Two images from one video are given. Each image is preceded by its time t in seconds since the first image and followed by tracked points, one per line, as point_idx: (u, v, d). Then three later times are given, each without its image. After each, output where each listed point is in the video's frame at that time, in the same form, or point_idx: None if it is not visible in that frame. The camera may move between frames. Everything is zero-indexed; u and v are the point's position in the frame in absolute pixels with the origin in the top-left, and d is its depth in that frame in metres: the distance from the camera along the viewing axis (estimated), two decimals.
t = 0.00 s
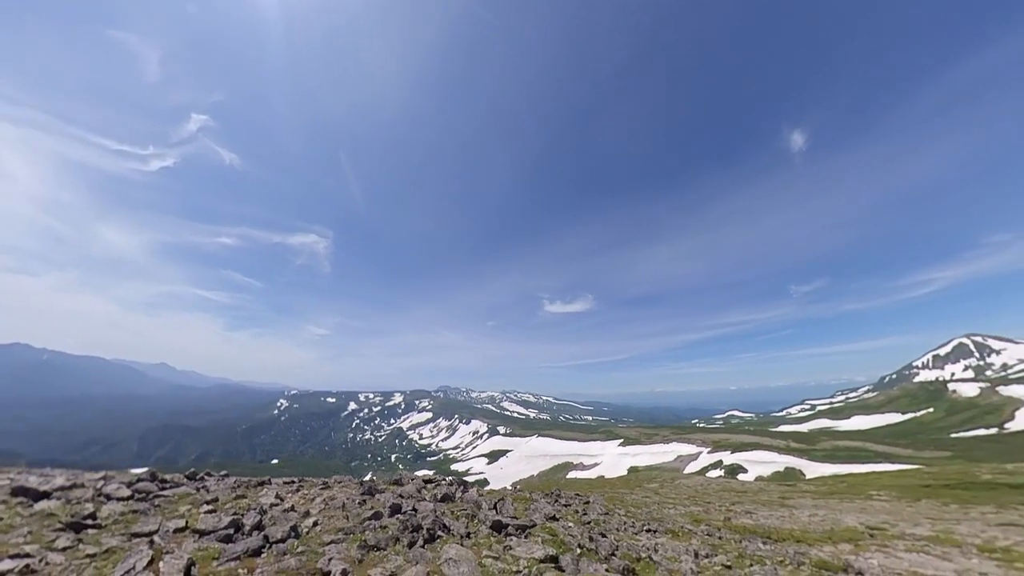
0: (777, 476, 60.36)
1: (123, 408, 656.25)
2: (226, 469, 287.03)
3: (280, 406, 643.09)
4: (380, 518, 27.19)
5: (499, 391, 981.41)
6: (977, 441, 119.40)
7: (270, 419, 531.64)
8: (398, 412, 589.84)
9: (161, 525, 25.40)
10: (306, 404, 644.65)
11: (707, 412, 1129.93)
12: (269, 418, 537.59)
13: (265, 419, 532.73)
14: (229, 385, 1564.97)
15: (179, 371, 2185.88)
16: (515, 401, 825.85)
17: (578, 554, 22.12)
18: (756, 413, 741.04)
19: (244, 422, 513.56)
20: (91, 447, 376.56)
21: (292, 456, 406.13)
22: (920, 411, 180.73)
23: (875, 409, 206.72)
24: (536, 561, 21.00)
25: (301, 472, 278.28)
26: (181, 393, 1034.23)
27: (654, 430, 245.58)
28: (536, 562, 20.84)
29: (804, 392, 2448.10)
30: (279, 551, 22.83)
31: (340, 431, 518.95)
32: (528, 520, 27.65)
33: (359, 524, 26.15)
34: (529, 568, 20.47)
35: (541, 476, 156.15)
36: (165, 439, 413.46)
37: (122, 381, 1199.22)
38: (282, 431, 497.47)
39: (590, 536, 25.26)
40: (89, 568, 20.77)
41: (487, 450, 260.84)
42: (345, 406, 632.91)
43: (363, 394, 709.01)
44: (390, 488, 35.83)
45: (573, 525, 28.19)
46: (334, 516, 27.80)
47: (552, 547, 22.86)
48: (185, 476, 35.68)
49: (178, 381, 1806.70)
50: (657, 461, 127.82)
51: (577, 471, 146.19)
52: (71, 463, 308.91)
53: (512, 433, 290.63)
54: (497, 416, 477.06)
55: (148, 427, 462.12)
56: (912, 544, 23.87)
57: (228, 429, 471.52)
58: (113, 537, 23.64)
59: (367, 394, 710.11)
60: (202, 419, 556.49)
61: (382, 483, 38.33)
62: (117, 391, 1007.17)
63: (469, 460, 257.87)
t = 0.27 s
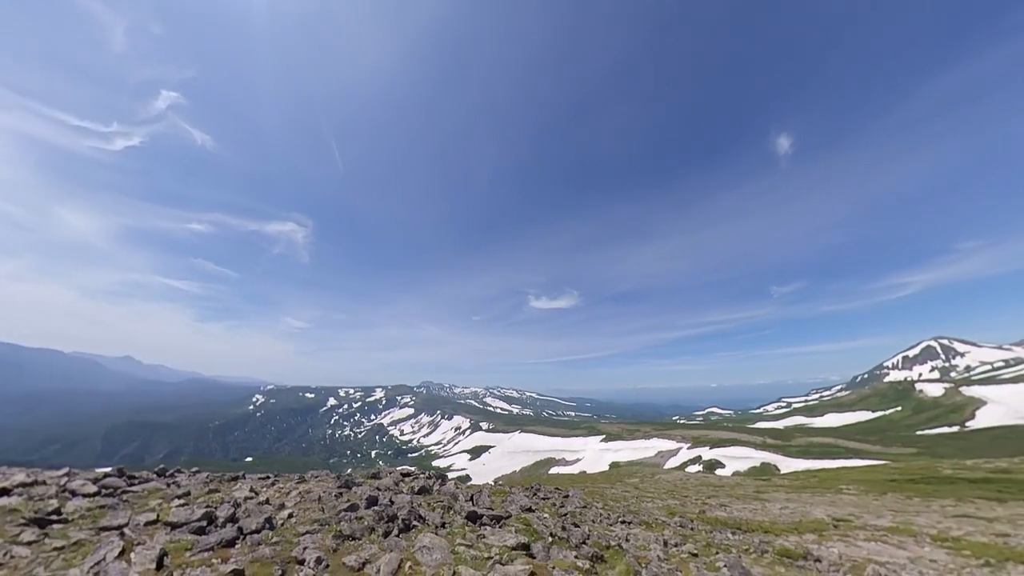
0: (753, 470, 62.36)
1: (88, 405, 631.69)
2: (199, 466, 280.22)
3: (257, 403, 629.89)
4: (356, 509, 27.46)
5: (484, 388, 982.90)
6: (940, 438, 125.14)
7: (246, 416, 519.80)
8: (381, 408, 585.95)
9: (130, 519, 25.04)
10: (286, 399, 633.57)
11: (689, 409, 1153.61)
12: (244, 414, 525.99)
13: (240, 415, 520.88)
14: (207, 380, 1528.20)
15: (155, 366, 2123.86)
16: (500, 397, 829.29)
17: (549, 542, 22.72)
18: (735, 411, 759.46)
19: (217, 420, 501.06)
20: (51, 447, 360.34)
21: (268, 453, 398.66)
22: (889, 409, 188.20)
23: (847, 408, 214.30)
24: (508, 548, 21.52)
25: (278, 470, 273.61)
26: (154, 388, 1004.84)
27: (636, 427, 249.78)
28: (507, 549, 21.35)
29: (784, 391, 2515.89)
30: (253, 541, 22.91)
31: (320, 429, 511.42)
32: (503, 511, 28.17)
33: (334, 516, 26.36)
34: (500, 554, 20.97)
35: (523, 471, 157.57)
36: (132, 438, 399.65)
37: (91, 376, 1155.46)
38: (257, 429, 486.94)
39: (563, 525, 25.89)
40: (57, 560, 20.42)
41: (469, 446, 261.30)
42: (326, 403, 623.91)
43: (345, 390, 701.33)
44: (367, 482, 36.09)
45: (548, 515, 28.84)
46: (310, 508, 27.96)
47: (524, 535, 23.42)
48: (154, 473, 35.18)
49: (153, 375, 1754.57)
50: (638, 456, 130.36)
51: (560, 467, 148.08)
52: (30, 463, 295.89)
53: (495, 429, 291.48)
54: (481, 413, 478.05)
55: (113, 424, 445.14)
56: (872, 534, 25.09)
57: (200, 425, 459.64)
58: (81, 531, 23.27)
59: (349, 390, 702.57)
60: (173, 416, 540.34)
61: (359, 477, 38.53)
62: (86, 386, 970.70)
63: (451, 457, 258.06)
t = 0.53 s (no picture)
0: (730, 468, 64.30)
1: (47, 405, 602.44)
2: (168, 468, 271.31)
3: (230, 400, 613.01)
4: (332, 507, 27.74)
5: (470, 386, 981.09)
6: (908, 437, 130.30)
7: (217, 415, 506.06)
8: (362, 407, 579.43)
9: (101, 520, 24.73)
10: (263, 398, 619.69)
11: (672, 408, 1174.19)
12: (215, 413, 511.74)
13: (212, 414, 506.31)
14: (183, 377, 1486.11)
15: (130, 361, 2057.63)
16: (484, 395, 829.59)
17: (521, 537, 23.35)
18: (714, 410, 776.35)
19: (186, 419, 485.76)
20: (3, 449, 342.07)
21: (240, 453, 389.07)
22: (860, 409, 195.22)
23: (822, 407, 221.11)
24: (480, 543, 22.06)
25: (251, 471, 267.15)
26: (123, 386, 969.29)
27: (618, 425, 253.12)
28: (479, 545, 21.92)
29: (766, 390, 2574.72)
30: (228, 539, 23.05)
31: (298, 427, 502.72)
32: (478, 509, 28.69)
33: (310, 514, 26.62)
34: (472, 549, 21.51)
35: (506, 470, 158.51)
36: (92, 440, 383.54)
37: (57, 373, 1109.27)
38: (228, 429, 474.80)
39: (536, 522, 26.55)
40: (27, 562, 20.05)
41: (452, 445, 260.97)
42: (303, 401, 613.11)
43: (325, 388, 690.74)
44: (344, 480, 36.38)
45: (523, 512, 29.45)
46: (285, 507, 28.18)
47: (497, 531, 23.98)
48: (122, 474, 34.67)
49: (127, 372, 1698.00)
50: (620, 454, 132.61)
51: (542, 465, 149.44)
52: None
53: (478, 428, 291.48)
54: (464, 411, 477.55)
55: (72, 424, 425.40)
56: (836, 529, 26.31)
57: (168, 425, 444.05)
58: (49, 533, 22.87)
59: (330, 388, 692.55)
60: (139, 416, 520.45)
61: (336, 476, 38.76)
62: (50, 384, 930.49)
63: (433, 455, 257.17)
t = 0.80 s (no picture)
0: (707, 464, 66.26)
1: None
2: (131, 466, 261.40)
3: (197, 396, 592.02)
4: (305, 504, 27.98)
5: (453, 382, 978.98)
6: (875, 436, 135.86)
7: (182, 413, 488.31)
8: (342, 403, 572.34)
9: (65, 521, 24.13)
10: (237, 393, 603.75)
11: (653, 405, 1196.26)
12: (178, 412, 492.11)
13: (175, 413, 487.41)
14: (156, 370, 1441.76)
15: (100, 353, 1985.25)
16: (466, 391, 830.62)
17: (491, 532, 23.93)
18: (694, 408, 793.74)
19: (152, 416, 467.40)
20: None
21: (210, 451, 378.76)
22: (831, 408, 202.63)
23: (797, 406, 228.48)
24: (450, 538, 22.55)
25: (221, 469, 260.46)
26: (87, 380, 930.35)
27: (599, 422, 256.83)
28: (450, 539, 22.41)
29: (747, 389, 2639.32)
30: (198, 537, 23.08)
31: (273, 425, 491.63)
32: (452, 504, 29.20)
33: (282, 511, 26.85)
34: (443, 543, 21.99)
35: (486, 466, 159.36)
36: (44, 439, 365.10)
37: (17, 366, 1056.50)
38: (196, 428, 459.56)
39: (508, 517, 27.17)
40: None
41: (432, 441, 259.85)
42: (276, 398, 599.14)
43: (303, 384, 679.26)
44: (318, 477, 36.60)
45: (497, 508, 30.03)
46: (257, 505, 28.33)
47: (468, 526, 24.52)
48: (83, 474, 33.93)
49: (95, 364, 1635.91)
50: (600, 451, 134.86)
51: (523, 461, 150.89)
52: None
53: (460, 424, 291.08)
54: (446, 407, 476.60)
55: (27, 421, 403.78)
56: (800, 523, 27.61)
57: (128, 424, 426.00)
58: (11, 534, 22.09)
59: (309, 384, 681.31)
60: (97, 412, 497.68)
61: (310, 474, 38.86)
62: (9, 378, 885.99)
63: (412, 452, 256.38)
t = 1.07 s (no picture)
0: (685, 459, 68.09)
1: None
2: (96, 464, 251.81)
3: (164, 392, 568.49)
4: (277, 498, 28.25)
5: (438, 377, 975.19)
6: (846, 431, 140.72)
7: (148, 411, 468.17)
8: (323, 399, 564.65)
9: (29, 518, 23.75)
10: (212, 389, 588.23)
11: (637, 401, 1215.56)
12: (144, 409, 471.34)
13: (143, 410, 469.10)
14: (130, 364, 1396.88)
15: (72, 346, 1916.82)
16: (450, 386, 829.53)
17: (462, 523, 24.50)
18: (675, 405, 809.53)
19: (120, 413, 449.58)
20: None
21: (180, 448, 367.23)
22: (805, 405, 209.20)
23: (774, 402, 235.04)
24: (422, 528, 23.07)
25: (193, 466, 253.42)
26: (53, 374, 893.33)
27: (582, 417, 259.52)
28: (421, 529, 22.87)
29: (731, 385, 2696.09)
30: (169, 530, 23.20)
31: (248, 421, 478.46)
32: (426, 497, 29.64)
33: (254, 505, 27.07)
34: (414, 533, 22.43)
35: (469, 462, 160.03)
36: None
37: None
38: (165, 425, 443.80)
39: (481, 509, 27.76)
40: None
41: (415, 437, 258.20)
42: (251, 395, 583.15)
43: (283, 379, 667.16)
44: (292, 472, 36.87)
45: (471, 501, 30.60)
46: (228, 499, 28.51)
47: (440, 518, 25.04)
48: (45, 473, 33.27)
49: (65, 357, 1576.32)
50: (582, 446, 136.75)
51: (506, 456, 152.09)
52: None
53: (443, 420, 289.76)
54: (430, 403, 474.73)
55: None
56: (766, 514, 28.80)
57: (92, 421, 408.78)
58: None
59: (288, 379, 669.63)
60: (55, 409, 474.45)
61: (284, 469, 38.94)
62: None
63: (393, 448, 255.15)
